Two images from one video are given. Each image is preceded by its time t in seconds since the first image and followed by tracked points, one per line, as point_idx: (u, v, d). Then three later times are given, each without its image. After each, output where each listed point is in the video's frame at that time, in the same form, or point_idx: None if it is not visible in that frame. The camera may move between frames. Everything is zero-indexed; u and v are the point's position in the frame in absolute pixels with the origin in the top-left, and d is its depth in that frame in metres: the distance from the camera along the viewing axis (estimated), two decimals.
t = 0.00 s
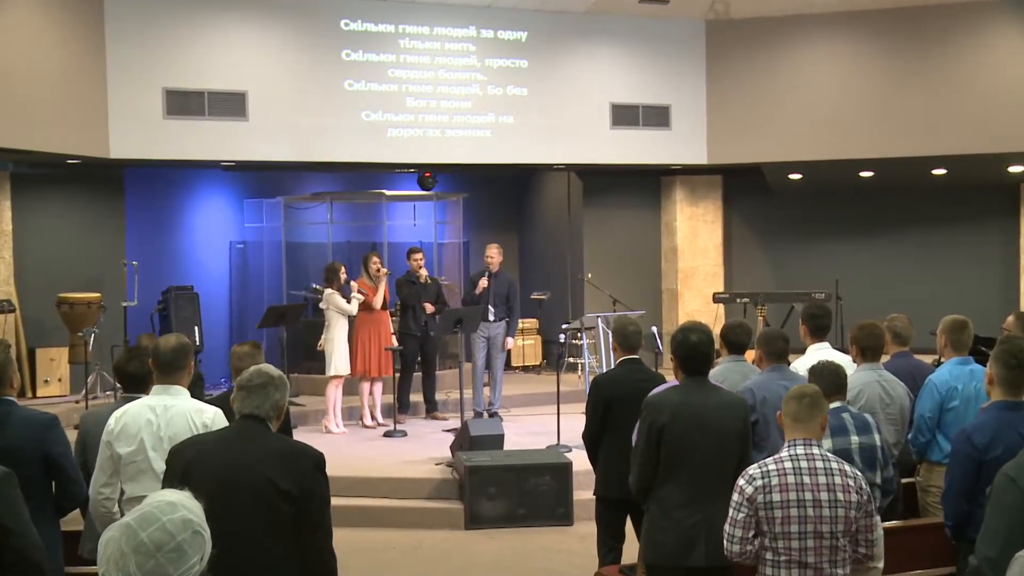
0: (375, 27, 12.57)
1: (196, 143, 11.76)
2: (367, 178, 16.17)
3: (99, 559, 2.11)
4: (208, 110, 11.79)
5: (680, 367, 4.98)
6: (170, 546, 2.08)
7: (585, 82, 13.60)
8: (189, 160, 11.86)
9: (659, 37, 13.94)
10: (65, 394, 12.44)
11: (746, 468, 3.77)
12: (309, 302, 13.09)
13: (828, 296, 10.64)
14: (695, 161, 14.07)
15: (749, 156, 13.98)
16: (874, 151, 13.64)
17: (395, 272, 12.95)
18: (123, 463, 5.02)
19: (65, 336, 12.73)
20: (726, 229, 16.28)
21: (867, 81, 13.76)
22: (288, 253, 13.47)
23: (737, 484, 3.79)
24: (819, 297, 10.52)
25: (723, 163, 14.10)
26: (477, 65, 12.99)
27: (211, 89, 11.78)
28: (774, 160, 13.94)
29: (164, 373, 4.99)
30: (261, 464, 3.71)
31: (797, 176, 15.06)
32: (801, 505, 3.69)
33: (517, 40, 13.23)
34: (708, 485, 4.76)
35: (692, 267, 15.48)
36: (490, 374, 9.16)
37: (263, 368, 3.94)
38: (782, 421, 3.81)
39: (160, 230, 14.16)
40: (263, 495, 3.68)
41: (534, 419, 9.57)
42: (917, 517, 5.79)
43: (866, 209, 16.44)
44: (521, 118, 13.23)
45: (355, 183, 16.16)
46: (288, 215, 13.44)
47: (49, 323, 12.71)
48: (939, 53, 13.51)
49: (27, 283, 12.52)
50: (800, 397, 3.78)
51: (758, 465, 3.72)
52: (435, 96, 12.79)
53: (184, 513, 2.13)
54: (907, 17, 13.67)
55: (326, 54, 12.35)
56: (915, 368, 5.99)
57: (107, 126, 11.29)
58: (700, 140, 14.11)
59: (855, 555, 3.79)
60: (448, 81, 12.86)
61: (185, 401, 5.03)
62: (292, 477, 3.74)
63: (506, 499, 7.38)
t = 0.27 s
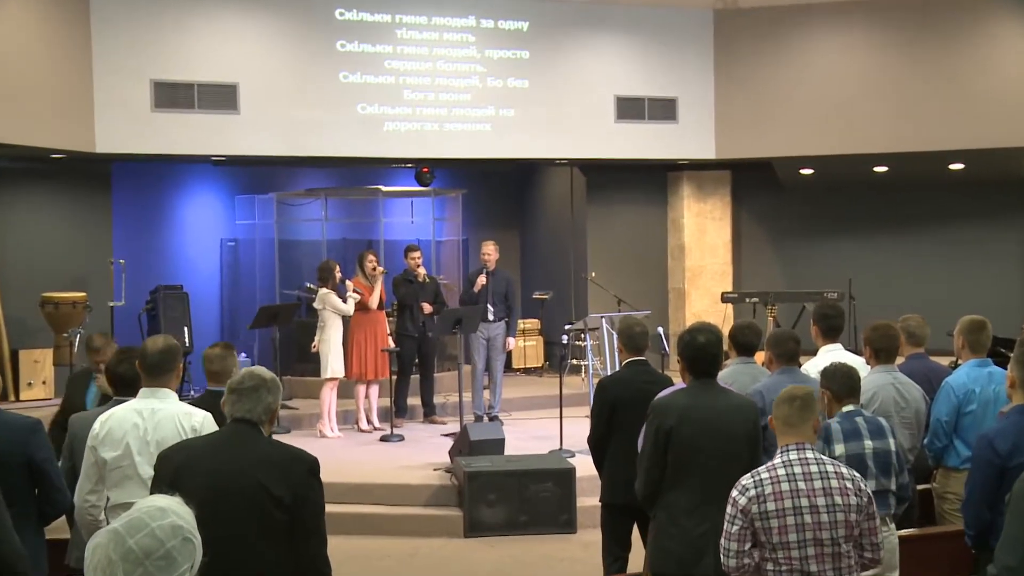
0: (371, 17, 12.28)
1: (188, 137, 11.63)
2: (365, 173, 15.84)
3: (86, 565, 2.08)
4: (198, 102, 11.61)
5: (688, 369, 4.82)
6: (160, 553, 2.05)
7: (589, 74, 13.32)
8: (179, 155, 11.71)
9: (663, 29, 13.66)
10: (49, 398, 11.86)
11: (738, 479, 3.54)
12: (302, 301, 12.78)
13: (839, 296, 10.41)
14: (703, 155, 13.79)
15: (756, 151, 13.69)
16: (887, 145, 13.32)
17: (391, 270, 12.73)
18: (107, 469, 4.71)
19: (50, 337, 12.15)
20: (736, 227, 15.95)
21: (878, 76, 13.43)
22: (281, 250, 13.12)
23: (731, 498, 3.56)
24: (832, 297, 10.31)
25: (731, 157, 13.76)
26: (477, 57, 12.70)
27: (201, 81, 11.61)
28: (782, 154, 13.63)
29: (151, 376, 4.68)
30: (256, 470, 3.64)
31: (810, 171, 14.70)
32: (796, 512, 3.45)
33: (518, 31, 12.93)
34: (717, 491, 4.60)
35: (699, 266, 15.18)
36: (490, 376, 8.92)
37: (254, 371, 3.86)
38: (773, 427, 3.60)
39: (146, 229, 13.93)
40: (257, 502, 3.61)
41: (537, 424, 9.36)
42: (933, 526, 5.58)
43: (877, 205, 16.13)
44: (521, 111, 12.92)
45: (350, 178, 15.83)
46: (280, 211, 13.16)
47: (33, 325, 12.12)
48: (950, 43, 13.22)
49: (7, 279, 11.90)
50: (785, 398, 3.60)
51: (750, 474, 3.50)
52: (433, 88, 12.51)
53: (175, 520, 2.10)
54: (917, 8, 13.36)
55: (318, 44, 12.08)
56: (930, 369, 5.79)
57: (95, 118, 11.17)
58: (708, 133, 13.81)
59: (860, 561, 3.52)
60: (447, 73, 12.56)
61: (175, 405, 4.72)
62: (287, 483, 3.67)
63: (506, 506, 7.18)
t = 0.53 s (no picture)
0: (374, 6, 11.55)
1: (182, 131, 10.96)
2: (367, 168, 15.39)
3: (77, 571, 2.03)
4: (194, 95, 10.97)
5: (700, 375, 4.68)
6: (154, 560, 2.00)
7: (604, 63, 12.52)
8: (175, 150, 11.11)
9: (683, 16, 12.85)
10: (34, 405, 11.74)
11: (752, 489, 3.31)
12: (304, 303, 12.31)
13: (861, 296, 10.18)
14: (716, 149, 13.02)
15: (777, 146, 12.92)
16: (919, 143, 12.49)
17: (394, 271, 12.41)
18: (99, 475, 4.46)
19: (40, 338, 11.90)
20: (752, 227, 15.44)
21: (911, 69, 12.55)
22: (280, 249, 12.79)
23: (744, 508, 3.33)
24: (851, 297, 10.09)
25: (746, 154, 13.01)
26: (483, 49, 11.90)
27: (198, 73, 11.00)
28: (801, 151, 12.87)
29: (145, 379, 4.44)
30: (251, 477, 3.47)
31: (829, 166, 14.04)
32: (816, 522, 3.23)
33: (525, 19, 12.12)
34: (728, 501, 4.49)
35: (715, 265, 14.70)
36: (496, 378, 8.68)
37: (253, 373, 3.70)
38: (786, 434, 3.39)
39: (140, 227, 13.45)
40: (254, 510, 3.44)
41: (545, 429, 9.14)
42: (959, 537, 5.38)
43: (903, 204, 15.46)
44: (531, 106, 12.15)
45: (350, 172, 15.31)
46: (278, 209, 12.78)
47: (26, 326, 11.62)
48: (990, 33, 12.37)
49: None
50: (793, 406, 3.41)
51: (766, 483, 3.26)
52: (438, 81, 11.74)
53: (170, 525, 2.07)
54: None
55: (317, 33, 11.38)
56: (955, 374, 5.58)
57: (87, 113, 10.57)
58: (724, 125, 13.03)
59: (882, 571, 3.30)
60: (452, 65, 11.78)
61: (170, 410, 4.47)
62: (285, 491, 3.49)
63: (513, 515, 6.98)
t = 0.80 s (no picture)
0: None
1: (187, 129, 10.49)
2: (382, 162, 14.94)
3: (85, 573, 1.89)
4: (204, 89, 10.50)
5: (728, 379, 4.51)
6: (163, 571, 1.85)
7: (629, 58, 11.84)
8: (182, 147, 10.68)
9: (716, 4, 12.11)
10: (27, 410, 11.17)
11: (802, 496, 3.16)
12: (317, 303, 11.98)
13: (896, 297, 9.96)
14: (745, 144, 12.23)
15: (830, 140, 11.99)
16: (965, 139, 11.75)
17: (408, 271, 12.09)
18: (105, 480, 4.28)
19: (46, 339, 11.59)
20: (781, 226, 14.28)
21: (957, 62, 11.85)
22: (291, 246, 12.61)
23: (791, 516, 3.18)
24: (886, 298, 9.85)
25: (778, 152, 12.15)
26: (502, 40, 11.32)
27: (207, 66, 10.50)
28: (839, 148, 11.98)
29: (150, 382, 4.21)
30: (263, 483, 3.40)
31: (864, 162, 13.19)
32: (871, 532, 3.10)
33: (546, 10, 11.49)
34: (758, 510, 4.35)
35: (743, 264, 13.82)
36: (514, 381, 8.43)
37: (265, 375, 3.62)
38: (830, 440, 3.25)
39: (144, 229, 13.29)
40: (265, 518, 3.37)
41: (566, 434, 8.91)
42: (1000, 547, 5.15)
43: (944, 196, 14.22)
44: (553, 98, 11.54)
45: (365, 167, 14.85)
46: (290, 205, 12.58)
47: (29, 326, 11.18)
48: None
49: None
50: (851, 413, 3.24)
51: (820, 491, 3.12)
52: (456, 74, 11.18)
53: (179, 533, 1.89)
54: None
55: (331, 27, 10.83)
56: (994, 380, 5.37)
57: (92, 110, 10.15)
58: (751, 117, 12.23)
59: None
60: (471, 57, 11.23)
61: (177, 413, 4.26)
62: (297, 498, 3.42)
63: (533, 524, 6.79)
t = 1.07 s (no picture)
0: None
1: (191, 123, 10.28)
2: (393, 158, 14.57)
3: None
4: (210, 82, 10.29)
5: (752, 382, 4.37)
6: None
7: (647, 50, 11.58)
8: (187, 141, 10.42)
9: None
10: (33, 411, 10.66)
11: (862, 501, 3.31)
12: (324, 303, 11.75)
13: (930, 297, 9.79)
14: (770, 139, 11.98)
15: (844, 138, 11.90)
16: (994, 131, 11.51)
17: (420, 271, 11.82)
18: (104, 488, 4.08)
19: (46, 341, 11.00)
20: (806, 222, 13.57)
21: (988, 55, 11.59)
22: (301, 245, 12.22)
23: (850, 520, 3.33)
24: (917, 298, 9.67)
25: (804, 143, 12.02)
26: (518, 32, 11.05)
27: (212, 58, 10.30)
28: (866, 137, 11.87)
29: (151, 385, 4.07)
30: (270, 488, 3.26)
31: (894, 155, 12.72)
32: (931, 540, 3.26)
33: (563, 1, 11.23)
34: (782, 515, 4.20)
35: (767, 264, 13.17)
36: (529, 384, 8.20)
37: (269, 378, 3.47)
38: (891, 444, 3.39)
39: (146, 226, 12.57)
40: (272, 528, 3.22)
41: (582, 440, 8.70)
42: None
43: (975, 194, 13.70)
44: (571, 90, 11.26)
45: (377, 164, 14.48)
46: (300, 203, 12.17)
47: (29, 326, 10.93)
48: None
49: None
50: (907, 419, 3.38)
51: (883, 496, 3.27)
52: (470, 66, 10.92)
53: (182, 541, 1.83)
54: None
55: (340, 17, 10.61)
56: None
57: (94, 101, 9.93)
58: (778, 113, 11.98)
59: None
60: (485, 49, 10.96)
61: (178, 417, 4.09)
62: (304, 505, 3.27)
63: (549, 532, 6.61)
